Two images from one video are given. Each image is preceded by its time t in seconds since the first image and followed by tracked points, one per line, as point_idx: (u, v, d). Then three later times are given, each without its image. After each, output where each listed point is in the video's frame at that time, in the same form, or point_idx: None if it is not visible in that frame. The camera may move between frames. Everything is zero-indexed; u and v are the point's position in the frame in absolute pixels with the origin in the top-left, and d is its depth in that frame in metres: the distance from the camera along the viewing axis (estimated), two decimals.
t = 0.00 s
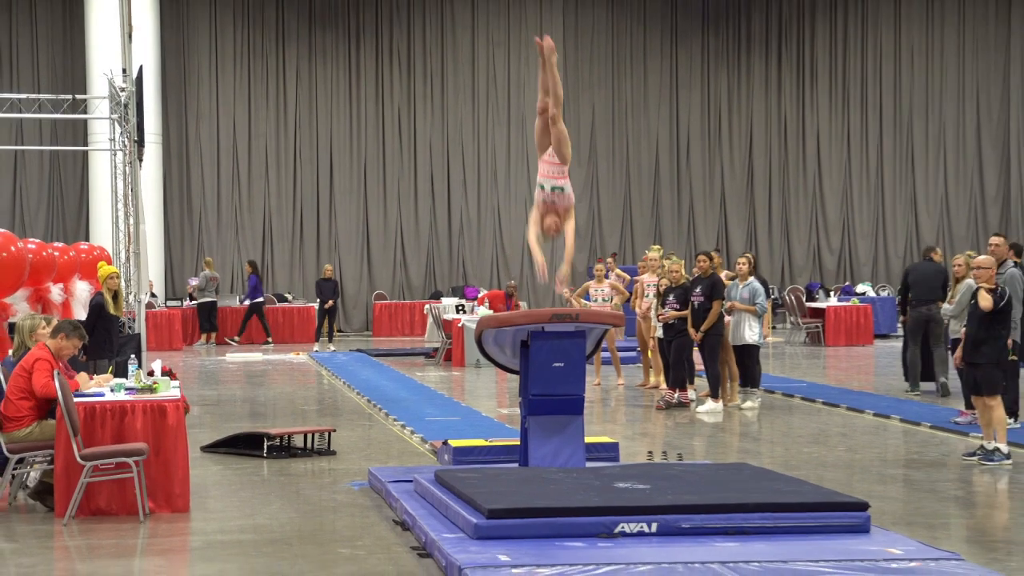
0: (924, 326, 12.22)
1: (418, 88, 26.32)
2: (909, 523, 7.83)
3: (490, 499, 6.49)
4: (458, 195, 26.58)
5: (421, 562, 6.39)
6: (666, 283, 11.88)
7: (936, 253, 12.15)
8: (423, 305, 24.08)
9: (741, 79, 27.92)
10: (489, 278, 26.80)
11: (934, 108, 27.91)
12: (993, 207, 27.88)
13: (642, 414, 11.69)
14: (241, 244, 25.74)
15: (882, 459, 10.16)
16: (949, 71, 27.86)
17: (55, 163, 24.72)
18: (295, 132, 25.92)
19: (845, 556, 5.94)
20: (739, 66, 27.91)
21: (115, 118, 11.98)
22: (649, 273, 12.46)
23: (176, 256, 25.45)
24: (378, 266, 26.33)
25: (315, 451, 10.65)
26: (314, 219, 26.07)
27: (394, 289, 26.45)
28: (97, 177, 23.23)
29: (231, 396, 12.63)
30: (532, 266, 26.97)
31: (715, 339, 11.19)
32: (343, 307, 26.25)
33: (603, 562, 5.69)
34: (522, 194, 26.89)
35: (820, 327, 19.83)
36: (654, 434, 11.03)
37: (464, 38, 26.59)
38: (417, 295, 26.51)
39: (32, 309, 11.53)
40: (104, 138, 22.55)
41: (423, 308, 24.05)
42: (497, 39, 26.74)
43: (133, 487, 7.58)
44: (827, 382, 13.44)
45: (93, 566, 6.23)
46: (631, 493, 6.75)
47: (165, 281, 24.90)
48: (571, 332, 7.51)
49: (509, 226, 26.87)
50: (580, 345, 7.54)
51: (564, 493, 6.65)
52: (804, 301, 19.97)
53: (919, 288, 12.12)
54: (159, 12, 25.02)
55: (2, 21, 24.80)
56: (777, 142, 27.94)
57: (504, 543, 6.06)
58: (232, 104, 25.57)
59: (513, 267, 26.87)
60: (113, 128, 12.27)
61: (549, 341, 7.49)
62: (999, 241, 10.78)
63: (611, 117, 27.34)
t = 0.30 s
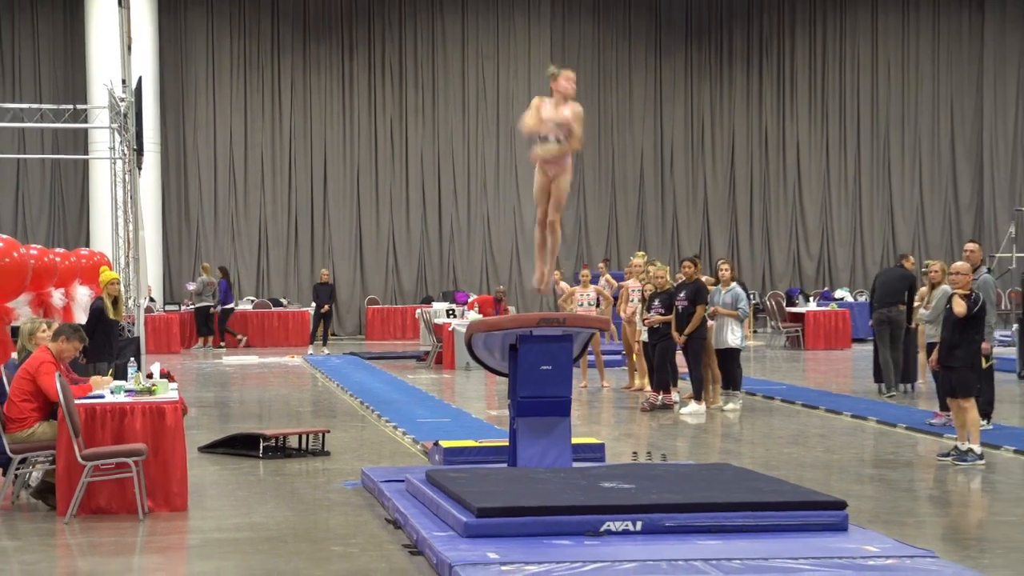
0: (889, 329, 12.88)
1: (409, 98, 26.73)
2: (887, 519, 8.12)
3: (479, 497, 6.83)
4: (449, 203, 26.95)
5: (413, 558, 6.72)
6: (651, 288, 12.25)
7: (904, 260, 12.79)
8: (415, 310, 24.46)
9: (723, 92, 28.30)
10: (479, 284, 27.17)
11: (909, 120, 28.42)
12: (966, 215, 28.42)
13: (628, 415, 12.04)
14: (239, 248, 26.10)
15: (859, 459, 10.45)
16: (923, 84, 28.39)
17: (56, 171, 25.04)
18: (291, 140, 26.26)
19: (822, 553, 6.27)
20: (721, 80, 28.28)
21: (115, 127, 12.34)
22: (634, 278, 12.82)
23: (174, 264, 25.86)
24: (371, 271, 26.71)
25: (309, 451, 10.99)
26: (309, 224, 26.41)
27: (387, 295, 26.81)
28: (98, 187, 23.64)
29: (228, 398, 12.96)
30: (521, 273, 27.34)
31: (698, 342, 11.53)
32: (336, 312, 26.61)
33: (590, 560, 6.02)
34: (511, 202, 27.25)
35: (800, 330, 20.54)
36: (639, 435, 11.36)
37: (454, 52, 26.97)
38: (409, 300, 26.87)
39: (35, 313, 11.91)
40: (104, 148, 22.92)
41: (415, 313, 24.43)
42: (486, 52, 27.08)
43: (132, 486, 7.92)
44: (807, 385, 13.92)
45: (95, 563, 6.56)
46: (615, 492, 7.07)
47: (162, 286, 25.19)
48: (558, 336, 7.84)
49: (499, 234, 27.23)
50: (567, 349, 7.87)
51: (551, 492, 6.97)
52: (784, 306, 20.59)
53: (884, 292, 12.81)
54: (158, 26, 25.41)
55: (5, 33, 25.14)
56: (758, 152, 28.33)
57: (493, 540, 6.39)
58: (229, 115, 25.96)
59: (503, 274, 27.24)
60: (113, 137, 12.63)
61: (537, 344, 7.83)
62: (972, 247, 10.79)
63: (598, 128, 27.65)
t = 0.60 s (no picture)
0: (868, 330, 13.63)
1: (403, 102, 26.99)
2: (869, 514, 8.14)
3: (472, 495, 7.04)
4: (442, 206, 27.24)
5: (406, 553, 6.93)
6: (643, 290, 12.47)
7: (882, 264, 13.59)
8: (409, 311, 24.75)
9: (711, 99, 28.56)
10: (471, 286, 27.45)
11: (892, 126, 28.70)
12: (948, 218, 28.75)
13: (619, 414, 12.26)
14: (236, 252, 26.34)
15: (844, 457, 10.54)
16: (907, 91, 28.67)
17: (56, 176, 25.28)
18: (287, 145, 26.51)
19: (807, 548, 6.48)
20: (709, 86, 28.54)
21: (115, 132, 12.55)
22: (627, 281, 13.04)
23: (173, 267, 26.09)
24: (366, 273, 26.96)
25: (304, 449, 11.21)
26: (305, 227, 26.67)
27: (381, 296, 27.10)
28: (99, 190, 23.92)
29: (226, 397, 13.19)
30: (513, 275, 27.64)
31: (687, 342, 11.77)
32: (331, 313, 26.88)
33: (582, 556, 6.24)
34: (503, 205, 27.54)
35: (786, 331, 20.83)
36: (629, 432, 11.59)
37: (447, 58, 27.25)
38: (403, 301, 27.17)
39: (36, 314, 12.14)
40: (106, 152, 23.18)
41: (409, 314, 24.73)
42: (479, 59, 27.42)
43: (131, 483, 8.14)
44: (794, 384, 14.21)
45: (94, 559, 6.78)
46: (605, 488, 7.28)
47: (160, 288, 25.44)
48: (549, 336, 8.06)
49: (491, 236, 27.53)
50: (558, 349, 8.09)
51: (542, 489, 7.18)
52: (771, 307, 20.88)
53: (864, 295, 13.57)
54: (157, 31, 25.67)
55: (8, 39, 25.37)
56: (745, 156, 28.59)
57: (484, 536, 6.61)
58: (226, 120, 26.20)
59: (495, 276, 27.53)
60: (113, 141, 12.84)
61: (528, 344, 8.05)
62: (954, 249, 11.01)
63: (587, 134, 27.99)
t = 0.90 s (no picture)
0: (859, 327, 13.71)
1: (400, 101, 26.98)
2: (865, 513, 8.13)
3: (470, 494, 7.04)
4: (439, 205, 27.24)
5: (403, 552, 6.93)
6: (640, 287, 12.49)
7: (871, 262, 13.61)
8: (406, 310, 24.76)
9: (708, 99, 28.53)
10: (468, 285, 27.45)
11: (889, 126, 28.67)
12: (945, 217, 28.70)
13: (617, 413, 12.26)
14: (235, 250, 26.35)
15: (841, 455, 10.53)
16: (903, 91, 28.66)
17: (54, 175, 25.31)
18: (284, 144, 26.52)
19: (805, 547, 6.48)
20: (705, 86, 28.51)
21: (112, 131, 12.56)
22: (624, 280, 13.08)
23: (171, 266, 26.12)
24: (364, 271, 26.97)
25: (302, 448, 11.21)
26: (302, 226, 26.68)
27: (378, 295, 27.10)
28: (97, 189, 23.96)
29: (224, 396, 13.19)
30: (509, 274, 27.62)
31: (685, 341, 11.78)
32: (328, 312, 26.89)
33: (580, 555, 6.23)
34: (500, 204, 27.54)
35: (783, 330, 20.85)
36: (626, 431, 11.58)
37: (443, 58, 27.25)
38: (401, 301, 27.16)
39: (34, 313, 12.16)
40: (103, 151, 23.23)
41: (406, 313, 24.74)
42: (475, 59, 27.42)
43: (129, 482, 8.15)
44: (792, 383, 14.22)
45: (92, 558, 6.78)
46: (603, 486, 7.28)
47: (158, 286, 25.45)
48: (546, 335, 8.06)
49: (488, 235, 27.53)
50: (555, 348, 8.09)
51: (539, 488, 7.18)
52: (768, 306, 20.88)
53: (855, 293, 13.59)
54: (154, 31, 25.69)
55: (5, 39, 25.40)
56: (740, 155, 28.58)
57: (482, 534, 6.60)
58: (223, 120, 26.21)
59: (492, 274, 27.53)
60: (110, 141, 12.85)
61: (524, 343, 8.05)
62: (950, 248, 11.01)
63: (583, 133, 28.01)
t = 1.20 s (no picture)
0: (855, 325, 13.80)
1: (401, 99, 26.98)
2: (868, 512, 8.12)
3: (472, 493, 7.03)
4: (441, 203, 27.25)
5: (406, 550, 6.93)
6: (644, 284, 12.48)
7: (865, 260, 13.66)
8: (408, 309, 24.77)
9: (709, 97, 28.50)
10: (470, 283, 27.46)
11: (890, 125, 28.65)
12: (947, 215, 28.71)
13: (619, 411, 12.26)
14: (236, 249, 26.36)
15: (842, 454, 10.53)
16: (905, 89, 28.64)
17: (55, 174, 25.33)
18: (285, 143, 26.52)
19: (808, 546, 6.49)
20: (707, 84, 28.47)
21: (114, 130, 12.55)
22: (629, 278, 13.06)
23: (172, 264, 26.13)
24: (366, 269, 26.99)
25: (305, 447, 11.21)
26: (304, 224, 26.69)
27: (380, 293, 27.10)
28: (99, 188, 23.96)
29: (226, 395, 13.20)
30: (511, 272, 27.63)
31: (687, 339, 11.78)
32: (330, 310, 26.90)
33: (582, 554, 6.24)
34: (501, 203, 27.55)
35: (785, 328, 20.85)
36: (629, 429, 11.58)
37: (445, 56, 27.25)
38: (403, 299, 27.17)
39: (36, 312, 12.17)
40: (104, 150, 23.25)
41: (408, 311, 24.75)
42: (477, 57, 27.41)
43: (131, 481, 8.15)
44: (794, 381, 14.23)
45: (95, 557, 6.79)
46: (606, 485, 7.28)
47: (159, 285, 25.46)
48: (549, 334, 8.04)
49: (490, 234, 27.53)
50: (558, 346, 8.08)
51: (541, 487, 7.18)
52: (770, 304, 20.87)
53: (850, 290, 13.68)
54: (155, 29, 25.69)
55: (6, 38, 25.40)
56: (742, 153, 28.57)
57: (485, 533, 6.60)
58: (225, 119, 26.21)
59: (494, 273, 27.54)
60: (112, 139, 12.85)
61: (527, 341, 8.04)
62: (952, 247, 10.93)
63: (585, 131, 28.00)
